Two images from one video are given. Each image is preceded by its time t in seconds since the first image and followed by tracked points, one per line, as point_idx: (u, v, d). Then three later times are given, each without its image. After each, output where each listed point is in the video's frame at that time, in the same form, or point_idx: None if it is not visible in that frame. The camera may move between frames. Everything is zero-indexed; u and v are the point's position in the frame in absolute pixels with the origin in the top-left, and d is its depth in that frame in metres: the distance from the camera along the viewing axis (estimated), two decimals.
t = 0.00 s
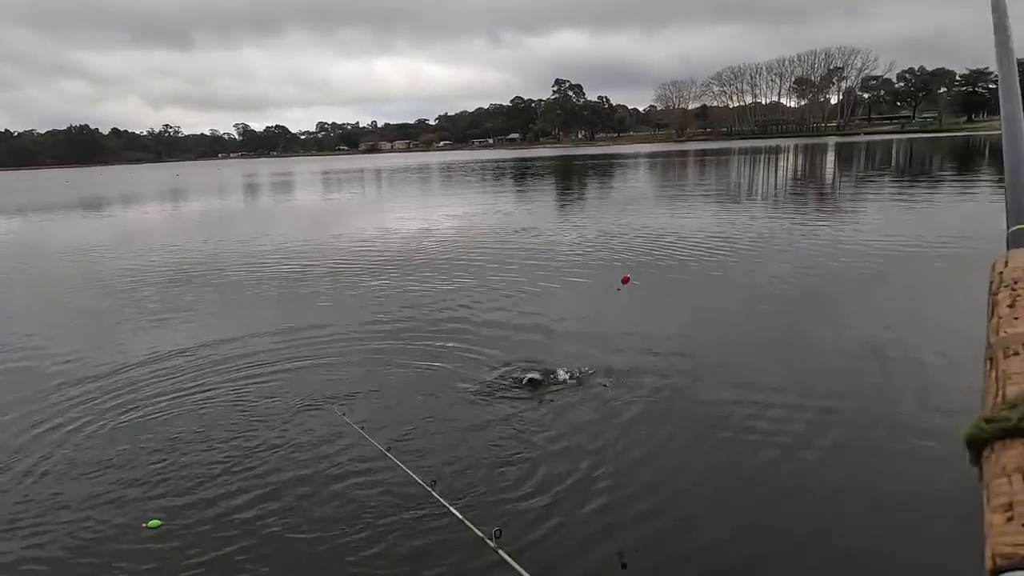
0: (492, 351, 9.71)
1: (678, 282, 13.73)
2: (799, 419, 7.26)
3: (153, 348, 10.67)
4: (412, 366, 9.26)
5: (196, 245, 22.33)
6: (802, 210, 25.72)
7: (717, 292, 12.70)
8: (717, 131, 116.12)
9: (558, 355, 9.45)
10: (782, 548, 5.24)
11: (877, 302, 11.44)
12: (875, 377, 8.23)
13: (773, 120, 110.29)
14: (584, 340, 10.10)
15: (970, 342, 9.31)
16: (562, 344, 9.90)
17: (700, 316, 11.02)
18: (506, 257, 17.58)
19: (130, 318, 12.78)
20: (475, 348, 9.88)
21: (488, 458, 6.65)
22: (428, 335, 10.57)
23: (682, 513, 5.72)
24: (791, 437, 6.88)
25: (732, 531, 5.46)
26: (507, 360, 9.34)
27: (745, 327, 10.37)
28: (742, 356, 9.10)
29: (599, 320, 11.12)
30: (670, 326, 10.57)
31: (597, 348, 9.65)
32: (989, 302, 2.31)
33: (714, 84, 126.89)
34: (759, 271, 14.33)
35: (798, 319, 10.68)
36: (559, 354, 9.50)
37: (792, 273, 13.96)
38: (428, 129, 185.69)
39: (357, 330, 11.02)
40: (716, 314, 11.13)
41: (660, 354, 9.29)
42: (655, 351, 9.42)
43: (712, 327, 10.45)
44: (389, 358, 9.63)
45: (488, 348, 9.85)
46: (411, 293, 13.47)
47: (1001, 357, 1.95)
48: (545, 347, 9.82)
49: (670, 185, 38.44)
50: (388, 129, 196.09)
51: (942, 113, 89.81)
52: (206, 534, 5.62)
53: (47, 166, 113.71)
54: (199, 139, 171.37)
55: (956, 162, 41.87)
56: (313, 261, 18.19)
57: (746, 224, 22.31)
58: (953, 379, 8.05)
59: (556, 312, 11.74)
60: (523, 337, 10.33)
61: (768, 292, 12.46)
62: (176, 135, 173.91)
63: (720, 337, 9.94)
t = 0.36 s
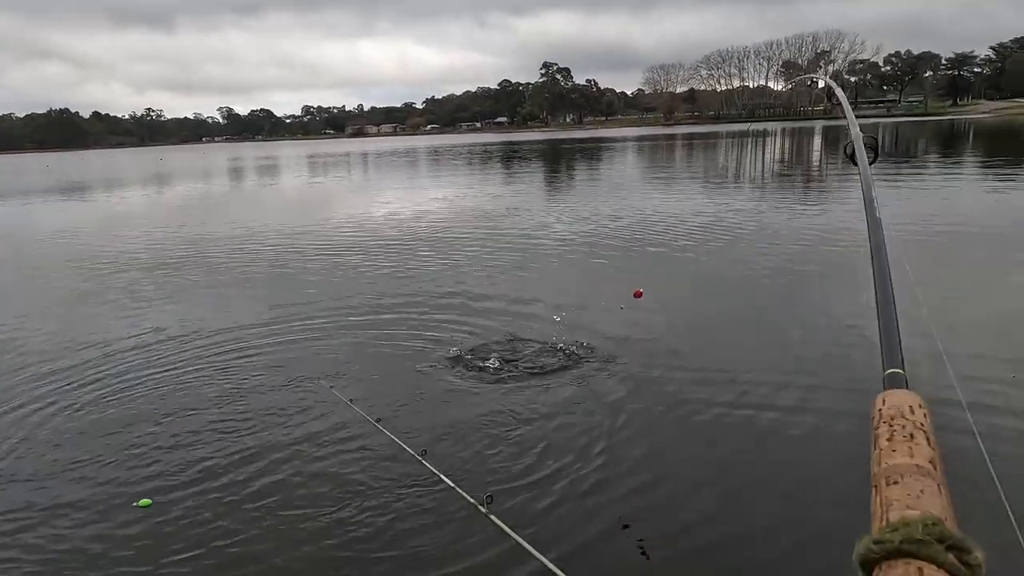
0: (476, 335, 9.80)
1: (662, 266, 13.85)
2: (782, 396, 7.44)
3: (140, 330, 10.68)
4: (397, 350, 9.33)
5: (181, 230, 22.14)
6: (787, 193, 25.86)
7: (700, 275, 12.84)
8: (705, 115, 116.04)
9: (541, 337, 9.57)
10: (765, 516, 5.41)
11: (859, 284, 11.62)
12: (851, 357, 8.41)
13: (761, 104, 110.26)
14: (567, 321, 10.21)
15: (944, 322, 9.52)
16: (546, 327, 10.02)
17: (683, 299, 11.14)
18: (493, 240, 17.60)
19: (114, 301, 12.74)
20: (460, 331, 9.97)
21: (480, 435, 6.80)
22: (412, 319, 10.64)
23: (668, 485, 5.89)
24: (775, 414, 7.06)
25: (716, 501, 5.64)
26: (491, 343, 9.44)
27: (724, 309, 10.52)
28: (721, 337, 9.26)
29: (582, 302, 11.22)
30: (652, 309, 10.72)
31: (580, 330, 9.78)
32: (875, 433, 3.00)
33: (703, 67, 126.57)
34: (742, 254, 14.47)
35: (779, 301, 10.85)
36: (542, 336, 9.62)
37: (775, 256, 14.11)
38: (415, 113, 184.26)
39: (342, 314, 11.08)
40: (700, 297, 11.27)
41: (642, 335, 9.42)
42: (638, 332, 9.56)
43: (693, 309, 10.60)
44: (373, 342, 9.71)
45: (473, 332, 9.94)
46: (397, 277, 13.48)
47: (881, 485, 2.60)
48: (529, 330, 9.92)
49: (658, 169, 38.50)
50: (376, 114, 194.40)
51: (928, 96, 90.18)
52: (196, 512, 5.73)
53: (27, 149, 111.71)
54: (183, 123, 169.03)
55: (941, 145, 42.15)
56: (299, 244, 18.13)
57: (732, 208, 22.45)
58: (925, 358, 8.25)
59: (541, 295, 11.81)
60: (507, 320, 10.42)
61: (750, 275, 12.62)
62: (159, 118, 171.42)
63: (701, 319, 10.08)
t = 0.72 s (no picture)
0: (460, 325, 10.04)
1: (644, 254, 14.12)
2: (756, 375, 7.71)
3: (129, 321, 10.89)
4: (382, 340, 9.56)
5: (170, 223, 22.24)
6: (772, 183, 26.18)
7: (681, 263, 13.12)
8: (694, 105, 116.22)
9: (523, 326, 9.83)
10: (730, 491, 5.66)
11: (834, 270, 11.92)
12: (820, 340, 8.71)
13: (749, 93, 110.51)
14: (548, 310, 10.47)
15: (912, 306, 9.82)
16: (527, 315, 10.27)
17: (662, 287, 11.43)
18: (480, 230, 17.82)
19: (101, 294, 12.90)
20: (444, 322, 10.21)
21: (465, 416, 7.06)
22: (398, 310, 10.86)
23: (650, 462, 6.11)
24: (747, 393, 7.32)
25: (697, 477, 5.85)
26: (473, 332, 9.69)
27: (702, 296, 10.80)
28: (696, 322, 9.55)
29: (564, 291, 11.48)
30: (632, 296, 10.99)
31: (560, 318, 10.04)
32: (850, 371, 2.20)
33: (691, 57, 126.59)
34: (723, 242, 14.77)
35: (754, 287, 11.15)
36: (523, 324, 9.89)
37: (755, 243, 14.41)
38: (403, 105, 183.36)
39: (329, 306, 11.30)
40: (679, 284, 11.56)
41: (620, 322, 9.69)
42: (615, 319, 9.84)
43: (671, 296, 10.88)
44: (359, 332, 9.94)
45: (456, 322, 10.17)
46: (384, 268, 13.69)
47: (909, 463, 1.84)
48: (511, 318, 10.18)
49: (647, 160, 38.77)
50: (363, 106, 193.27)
51: (914, 85, 90.70)
52: (184, 496, 6.00)
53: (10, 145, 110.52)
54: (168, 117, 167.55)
55: (926, 134, 42.54)
56: (288, 236, 18.29)
57: (717, 197, 22.78)
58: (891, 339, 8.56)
59: (525, 284, 12.04)
60: (490, 309, 10.67)
61: (730, 262, 12.92)
62: (143, 113, 169.70)
63: (678, 305, 10.36)
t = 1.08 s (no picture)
0: (433, 323, 10.03)
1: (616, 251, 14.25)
2: (729, 373, 7.81)
3: (96, 320, 10.71)
4: (355, 338, 9.53)
5: (136, 220, 21.82)
6: (742, 180, 26.55)
7: (652, 259, 13.28)
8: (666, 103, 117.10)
9: (496, 323, 9.86)
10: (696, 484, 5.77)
11: (801, 266, 12.17)
12: (787, 334, 8.88)
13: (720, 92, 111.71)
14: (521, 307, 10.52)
15: (876, 301, 10.06)
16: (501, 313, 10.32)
17: (635, 283, 11.55)
18: (453, 227, 17.79)
19: (66, 292, 12.63)
20: (417, 320, 10.20)
21: (440, 419, 7.02)
22: (371, 308, 10.83)
23: (636, 469, 6.01)
24: (723, 390, 7.41)
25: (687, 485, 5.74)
26: (447, 330, 9.70)
27: (673, 293, 10.94)
28: (667, 318, 9.69)
29: (538, 288, 11.54)
30: (605, 293, 11.09)
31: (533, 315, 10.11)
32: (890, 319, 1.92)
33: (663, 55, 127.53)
34: (693, 239, 14.97)
35: (724, 283, 11.33)
36: (496, 322, 9.92)
37: (725, 240, 14.63)
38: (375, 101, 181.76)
39: (301, 303, 11.22)
40: (650, 281, 11.70)
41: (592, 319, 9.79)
42: (588, 316, 9.93)
43: (643, 293, 11.00)
44: (332, 330, 9.89)
45: (429, 320, 10.17)
46: (356, 265, 13.62)
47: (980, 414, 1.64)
48: (485, 315, 10.22)
49: (620, 157, 39.05)
50: (335, 102, 191.10)
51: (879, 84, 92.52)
52: (155, 497, 5.94)
53: None
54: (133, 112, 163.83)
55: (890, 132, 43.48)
56: (259, 233, 18.08)
57: (688, 194, 23.05)
58: (855, 334, 8.77)
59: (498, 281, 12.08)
60: (464, 307, 10.68)
61: (700, 259, 13.10)
62: (107, 108, 165.71)
63: (649, 302, 10.50)
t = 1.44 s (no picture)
0: (383, 318, 9.87)
1: (567, 244, 14.30)
2: (679, 370, 7.95)
3: (21, 312, 10.09)
4: (302, 334, 9.28)
5: (63, 203, 20.65)
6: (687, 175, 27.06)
7: (602, 253, 13.39)
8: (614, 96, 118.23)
9: (448, 318, 9.76)
10: (649, 483, 5.87)
11: (746, 260, 12.49)
12: (734, 329, 9.10)
13: (666, 87, 113.48)
14: (473, 301, 10.45)
15: (817, 295, 10.42)
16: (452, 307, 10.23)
17: (585, 277, 11.63)
18: (402, 217, 17.51)
19: None
20: (367, 314, 10.01)
21: (393, 421, 6.89)
22: (319, 301, 10.56)
23: (606, 475, 5.99)
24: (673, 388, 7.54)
25: (660, 493, 5.73)
26: (398, 324, 9.55)
27: (624, 286, 11.07)
28: (618, 313, 9.79)
29: (490, 281, 11.48)
30: (556, 286, 11.12)
31: (486, 310, 10.06)
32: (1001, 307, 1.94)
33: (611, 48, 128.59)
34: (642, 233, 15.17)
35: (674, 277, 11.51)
36: (448, 317, 9.83)
37: (673, 234, 14.86)
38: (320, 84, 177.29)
39: (244, 296, 10.86)
40: (601, 274, 11.80)
41: (545, 313, 9.80)
42: (540, 310, 9.94)
43: (594, 286, 11.08)
44: (278, 325, 9.60)
45: (380, 314, 9.99)
46: (302, 255, 13.26)
47: None
48: (436, 310, 10.12)
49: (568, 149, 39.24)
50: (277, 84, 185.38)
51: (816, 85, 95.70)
52: (91, 502, 5.65)
53: None
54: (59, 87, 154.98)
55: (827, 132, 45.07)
56: (197, 220, 17.38)
57: (635, 188, 23.35)
58: (798, 329, 9.06)
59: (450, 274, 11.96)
60: (415, 301, 10.54)
61: (650, 252, 13.27)
62: (30, 81, 156.25)
63: (601, 295, 10.59)
